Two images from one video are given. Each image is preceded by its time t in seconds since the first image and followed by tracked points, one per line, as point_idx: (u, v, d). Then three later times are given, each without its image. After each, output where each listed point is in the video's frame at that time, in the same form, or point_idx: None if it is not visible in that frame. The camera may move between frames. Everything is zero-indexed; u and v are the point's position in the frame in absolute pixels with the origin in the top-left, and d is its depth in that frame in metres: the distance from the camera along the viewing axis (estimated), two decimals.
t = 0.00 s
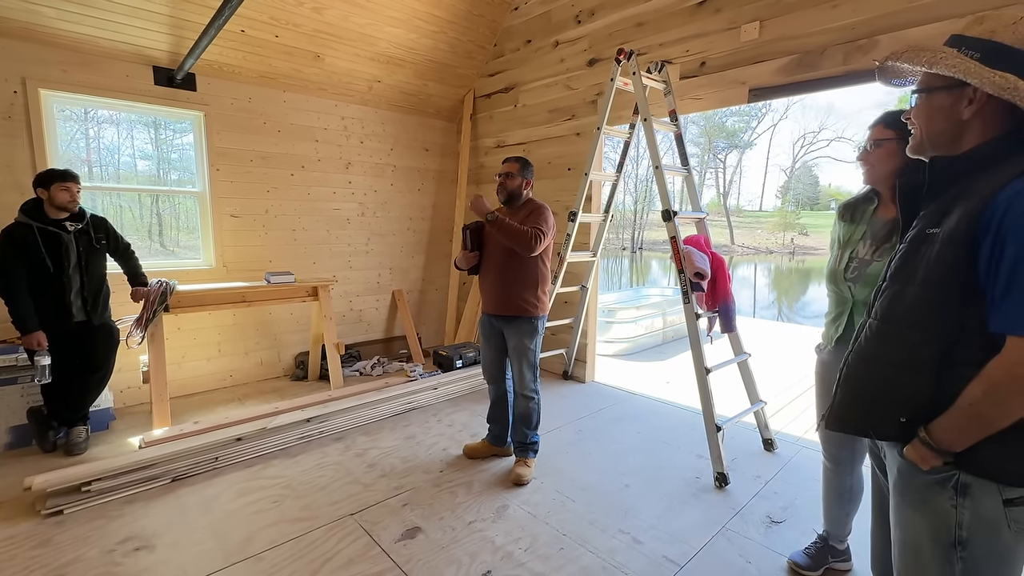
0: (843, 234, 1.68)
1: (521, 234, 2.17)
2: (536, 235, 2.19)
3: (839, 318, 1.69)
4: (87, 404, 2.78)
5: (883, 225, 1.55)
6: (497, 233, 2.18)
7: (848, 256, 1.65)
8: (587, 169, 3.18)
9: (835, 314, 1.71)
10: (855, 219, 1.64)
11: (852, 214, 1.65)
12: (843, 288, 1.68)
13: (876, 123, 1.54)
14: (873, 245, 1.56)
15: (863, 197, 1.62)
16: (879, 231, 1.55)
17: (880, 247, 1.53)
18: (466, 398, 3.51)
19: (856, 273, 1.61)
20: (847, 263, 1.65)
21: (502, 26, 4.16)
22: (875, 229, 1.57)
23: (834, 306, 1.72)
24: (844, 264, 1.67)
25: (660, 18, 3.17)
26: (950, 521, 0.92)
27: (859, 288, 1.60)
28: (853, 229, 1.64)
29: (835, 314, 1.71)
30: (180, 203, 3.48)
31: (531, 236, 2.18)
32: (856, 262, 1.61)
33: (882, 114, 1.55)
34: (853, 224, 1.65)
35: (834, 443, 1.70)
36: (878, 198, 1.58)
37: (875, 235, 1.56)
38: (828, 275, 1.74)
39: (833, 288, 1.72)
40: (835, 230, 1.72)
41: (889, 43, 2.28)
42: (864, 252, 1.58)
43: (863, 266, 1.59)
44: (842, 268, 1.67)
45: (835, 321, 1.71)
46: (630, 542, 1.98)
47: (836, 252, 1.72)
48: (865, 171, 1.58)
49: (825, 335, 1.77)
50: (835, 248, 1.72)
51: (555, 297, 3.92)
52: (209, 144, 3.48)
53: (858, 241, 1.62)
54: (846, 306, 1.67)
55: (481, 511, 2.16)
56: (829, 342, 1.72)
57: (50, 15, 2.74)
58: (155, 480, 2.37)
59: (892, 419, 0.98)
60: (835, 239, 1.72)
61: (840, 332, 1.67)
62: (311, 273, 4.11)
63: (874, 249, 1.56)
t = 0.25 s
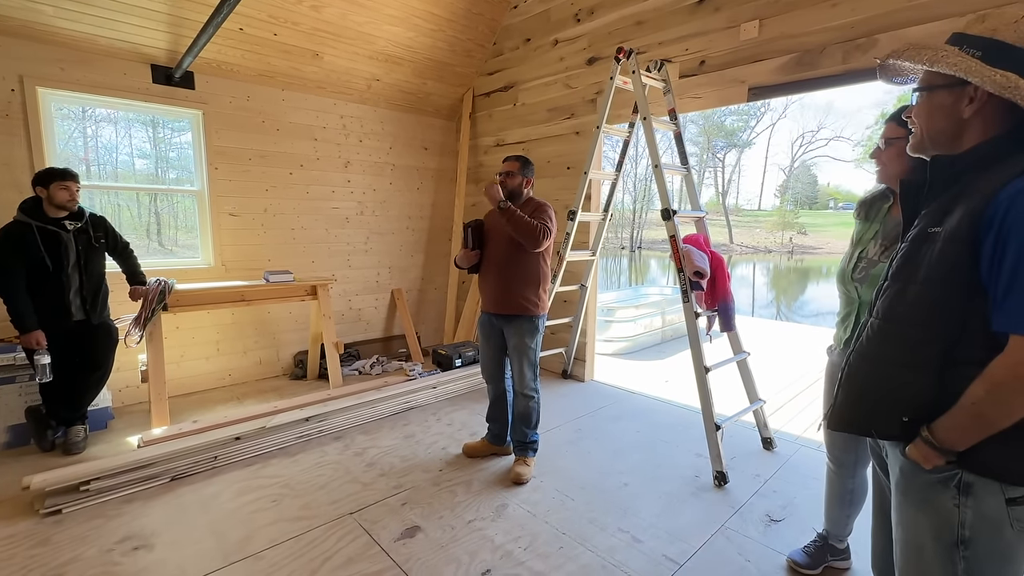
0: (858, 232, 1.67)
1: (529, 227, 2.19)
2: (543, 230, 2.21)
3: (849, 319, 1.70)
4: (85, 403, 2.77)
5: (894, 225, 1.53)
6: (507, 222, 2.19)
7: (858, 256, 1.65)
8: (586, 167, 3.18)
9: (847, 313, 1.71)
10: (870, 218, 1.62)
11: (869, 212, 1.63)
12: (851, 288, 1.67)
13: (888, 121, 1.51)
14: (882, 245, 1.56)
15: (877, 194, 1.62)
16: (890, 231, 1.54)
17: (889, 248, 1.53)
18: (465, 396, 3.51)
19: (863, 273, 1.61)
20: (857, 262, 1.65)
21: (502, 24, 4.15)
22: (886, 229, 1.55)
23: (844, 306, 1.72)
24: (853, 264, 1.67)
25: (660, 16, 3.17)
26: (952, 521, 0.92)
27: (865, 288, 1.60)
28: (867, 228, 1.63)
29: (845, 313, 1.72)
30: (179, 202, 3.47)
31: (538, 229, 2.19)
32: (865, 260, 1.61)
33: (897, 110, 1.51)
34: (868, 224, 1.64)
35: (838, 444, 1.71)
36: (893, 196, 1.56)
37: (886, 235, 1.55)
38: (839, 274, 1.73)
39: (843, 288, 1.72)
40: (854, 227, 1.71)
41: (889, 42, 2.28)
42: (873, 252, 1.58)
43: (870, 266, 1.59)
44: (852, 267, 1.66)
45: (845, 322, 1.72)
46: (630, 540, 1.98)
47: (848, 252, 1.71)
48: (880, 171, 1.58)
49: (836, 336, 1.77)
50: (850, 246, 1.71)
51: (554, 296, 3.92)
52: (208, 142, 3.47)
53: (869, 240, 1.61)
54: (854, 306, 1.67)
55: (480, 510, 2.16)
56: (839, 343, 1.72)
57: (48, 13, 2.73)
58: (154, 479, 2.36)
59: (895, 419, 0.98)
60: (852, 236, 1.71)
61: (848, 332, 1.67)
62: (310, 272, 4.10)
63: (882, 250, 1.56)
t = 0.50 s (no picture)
0: (866, 232, 1.67)
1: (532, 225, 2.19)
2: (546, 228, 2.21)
3: (852, 317, 1.70)
4: (84, 403, 2.76)
5: (899, 224, 1.53)
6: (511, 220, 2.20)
7: (861, 255, 1.65)
8: (586, 166, 3.17)
9: (851, 312, 1.71)
10: (880, 217, 1.61)
11: (882, 210, 1.62)
12: (854, 286, 1.67)
13: (893, 120, 1.49)
14: (887, 244, 1.55)
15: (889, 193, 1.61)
16: (896, 230, 1.53)
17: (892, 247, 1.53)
18: (464, 395, 3.51)
19: (864, 272, 1.61)
20: (862, 260, 1.64)
21: (501, 23, 4.14)
22: (891, 228, 1.55)
23: (848, 305, 1.72)
24: (856, 263, 1.67)
25: (660, 15, 3.16)
26: (954, 520, 0.92)
27: (866, 287, 1.60)
28: (876, 226, 1.62)
29: (850, 312, 1.72)
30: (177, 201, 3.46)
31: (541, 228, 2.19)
32: (869, 259, 1.61)
33: (903, 108, 1.49)
34: (876, 223, 1.63)
35: (840, 444, 1.71)
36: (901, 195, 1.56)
37: (891, 234, 1.55)
38: (844, 273, 1.73)
39: (846, 287, 1.72)
40: (865, 226, 1.70)
41: (889, 40, 2.28)
42: (877, 251, 1.58)
43: (873, 265, 1.59)
44: (855, 266, 1.66)
45: (849, 321, 1.72)
46: (630, 539, 1.98)
47: (853, 251, 1.71)
48: (887, 170, 1.57)
49: (841, 335, 1.77)
50: (857, 245, 1.70)
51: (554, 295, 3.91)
52: (206, 141, 3.46)
53: (875, 239, 1.61)
54: (856, 305, 1.67)
55: (480, 508, 2.16)
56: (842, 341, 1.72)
57: (45, 11, 2.71)
58: (153, 478, 2.36)
59: (897, 418, 0.97)
60: (861, 235, 1.70)
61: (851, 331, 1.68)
62: (309, 270, 4.09)
63: (886, 249, 1.55)
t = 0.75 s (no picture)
0: (865, 230, 1.67)
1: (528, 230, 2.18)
2: (542, 231, 2.20)
3: (849, 316, 1.70)
4: (83, 402, 2.76)
5: (899, 223, 1.53)
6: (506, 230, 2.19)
7: (861, 253, 1.65)
8: (586, 165, 3.16)
9: (848, 309, 1.71)
10: (880, 216, 1.61)
11: (882, 209, 1.61)
12: (852, 284, 1.67)
13: (893, 120, 1.48)
14: (885, 242, 1.55)
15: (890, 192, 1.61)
16: (895, 229, 1.53)
17: (891, 245, 1.53)
18: (464, 394, 3.51)
19: (863, 271, 1.61)
20: (861, 259, 1.64)
21: (501, 21, 4.13)
22: (891, 227, 1.55)
23: (845, 303, 1.72)
24: (855, 261, 1.67)
25: (659, 13, 3.15)
26: (954, 520, 0.92)
27: (864, 285, 1.61)
28: (875, 224, 1.62)
29: (847, 309, 1.72)
30: (176, 200, 3.46)
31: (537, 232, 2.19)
32: (868, 257, 1.61)
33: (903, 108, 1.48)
34: (876, 221, 1.62)
35: (837, 442, 1.72)
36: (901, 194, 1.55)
37: (890, 233, 1.55)
38: (842, 271, 1.73)
39: (844, 285, 1.72)
40: (865, 224, 1.69)
41: (889, 39, 2.27)
42: (876, 249, 1.58)
43: (872, 263, 1.59)
44: (855, 264, 1.66)
45: (846, 318, 1.72)
46: (629, 538, 1.98)
47: (852, 249, 1.71)
48: (888, 170, 1.57)
49: (838, 333, 1.77)
50: (856, 244, 1.70)
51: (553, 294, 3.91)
52: (205, 139, 3.46)
53: (874, 237, 1.60)
54: (854, 303, 1.67)
55: (479, 507, 2.16)
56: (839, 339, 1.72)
57: (43, 9, 2.70)
58: (153, 477, 2.36)
59: (897, 417, 0.97)
60: (861, 233, 1.70)
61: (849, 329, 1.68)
62: (308, 269, 4.09)
63: (885, 247, 1.55)
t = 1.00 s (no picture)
0: (859, 228, 1.67)
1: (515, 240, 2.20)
2: (531, 238, 2.20)
3: (843, 313, 1.70)
4: (83, 400, 2.76)
5: (895, 221, 1.52)
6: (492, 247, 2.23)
7: (856, 250, 1.65)
8: (586, 163, 3.16)
9: (842, 307, 1.72)
10: (874, 214, 1.61)
11: (875, 207, 1.61)
12: (847, 282, 1.68)
13: (888, 121, 1.46)
14: (880, 241, 1.56)
15: (882, 190, 1.61)
16: (890, 227, 1.53)
17: (887, 244, 1.53)
18: (464, 393, 3.51)
19: (859, 268, 1.61)
20: (856, 256, 1.64)
21: (500, 19, 4.12)
22: (886, 225, 1.55)
23: (840, 300, 1.73)
24: (851, 258, 1.67)
25: (659, 11, 3.15)
26: (954, 518, 0.92)
27: (861, 283, 1.61)
28: (869, 222, 1.62)
29: (841, 307, 1.72)
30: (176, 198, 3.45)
31: (525, 240, 2.19)
32: (863, 255, 1.61)
33: (898, 108, 1.46)
34: (870, 219, 1.62)
35: (834, 440, 1.72)
36: (896, 193, 1.55)
37: (885, 231, 1.55)
38: (837, 268, 1.73)
39: (839, 282, 1.72)
40: (860, 222, 1.69)
41: (889, 37, 2.27)
42: (872, 247, 1.58)
43: (867, 261, 1.60)
44: (850, 262, 1.66)
45: (840, 315, 1.72)
46: (628, 536, 1.99)
47: (847, 246, 1.71)
48: (884, 170, 1.56)
49: (830, 330, 1.77)
50: (851, 241, 1.70)
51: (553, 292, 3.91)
52: (204, 138, 3.45)
53: (869, 235, 1.60)
54: (849, 300, 1.67)
55: (479, 506, 2.16)
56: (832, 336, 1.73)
57: (41, 7, 2.70)
58: (153, 475, 2.36)
59: (896, 415, 0.97)
60: (855, 231, 1.70)
61: (842, 326, 1.68)
62: (307, 268, 4.09)
63: (881, 245, 1.55)
